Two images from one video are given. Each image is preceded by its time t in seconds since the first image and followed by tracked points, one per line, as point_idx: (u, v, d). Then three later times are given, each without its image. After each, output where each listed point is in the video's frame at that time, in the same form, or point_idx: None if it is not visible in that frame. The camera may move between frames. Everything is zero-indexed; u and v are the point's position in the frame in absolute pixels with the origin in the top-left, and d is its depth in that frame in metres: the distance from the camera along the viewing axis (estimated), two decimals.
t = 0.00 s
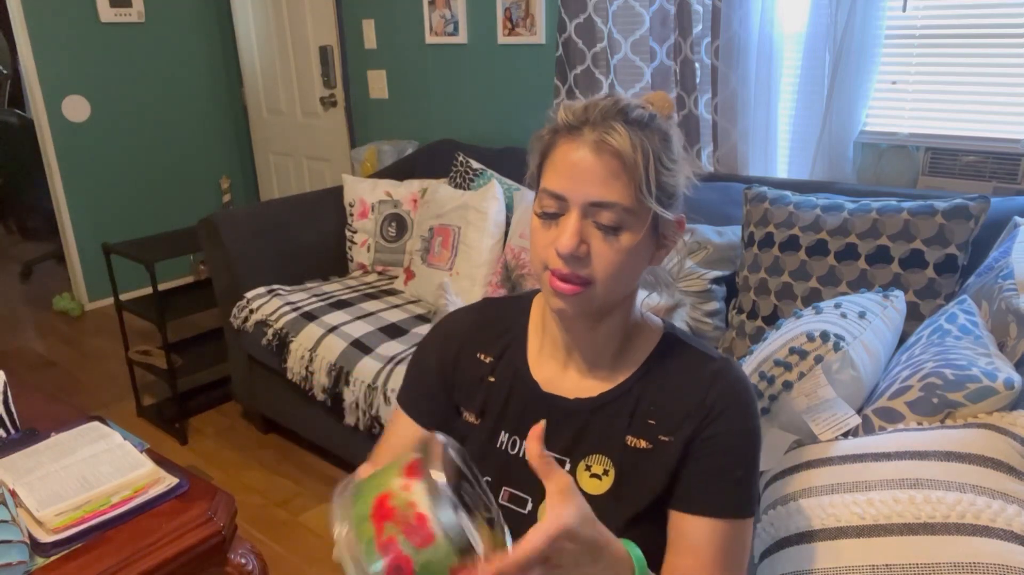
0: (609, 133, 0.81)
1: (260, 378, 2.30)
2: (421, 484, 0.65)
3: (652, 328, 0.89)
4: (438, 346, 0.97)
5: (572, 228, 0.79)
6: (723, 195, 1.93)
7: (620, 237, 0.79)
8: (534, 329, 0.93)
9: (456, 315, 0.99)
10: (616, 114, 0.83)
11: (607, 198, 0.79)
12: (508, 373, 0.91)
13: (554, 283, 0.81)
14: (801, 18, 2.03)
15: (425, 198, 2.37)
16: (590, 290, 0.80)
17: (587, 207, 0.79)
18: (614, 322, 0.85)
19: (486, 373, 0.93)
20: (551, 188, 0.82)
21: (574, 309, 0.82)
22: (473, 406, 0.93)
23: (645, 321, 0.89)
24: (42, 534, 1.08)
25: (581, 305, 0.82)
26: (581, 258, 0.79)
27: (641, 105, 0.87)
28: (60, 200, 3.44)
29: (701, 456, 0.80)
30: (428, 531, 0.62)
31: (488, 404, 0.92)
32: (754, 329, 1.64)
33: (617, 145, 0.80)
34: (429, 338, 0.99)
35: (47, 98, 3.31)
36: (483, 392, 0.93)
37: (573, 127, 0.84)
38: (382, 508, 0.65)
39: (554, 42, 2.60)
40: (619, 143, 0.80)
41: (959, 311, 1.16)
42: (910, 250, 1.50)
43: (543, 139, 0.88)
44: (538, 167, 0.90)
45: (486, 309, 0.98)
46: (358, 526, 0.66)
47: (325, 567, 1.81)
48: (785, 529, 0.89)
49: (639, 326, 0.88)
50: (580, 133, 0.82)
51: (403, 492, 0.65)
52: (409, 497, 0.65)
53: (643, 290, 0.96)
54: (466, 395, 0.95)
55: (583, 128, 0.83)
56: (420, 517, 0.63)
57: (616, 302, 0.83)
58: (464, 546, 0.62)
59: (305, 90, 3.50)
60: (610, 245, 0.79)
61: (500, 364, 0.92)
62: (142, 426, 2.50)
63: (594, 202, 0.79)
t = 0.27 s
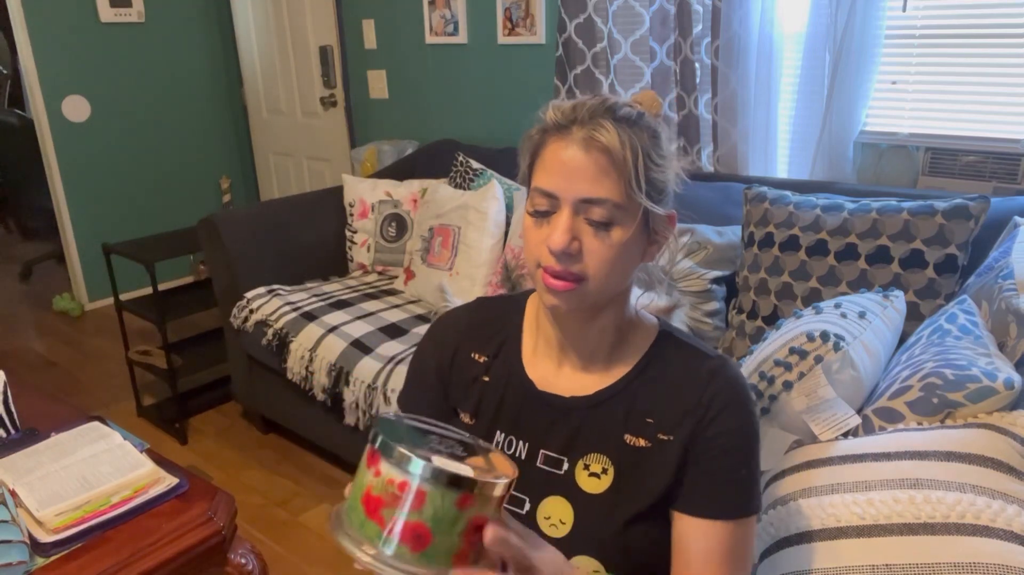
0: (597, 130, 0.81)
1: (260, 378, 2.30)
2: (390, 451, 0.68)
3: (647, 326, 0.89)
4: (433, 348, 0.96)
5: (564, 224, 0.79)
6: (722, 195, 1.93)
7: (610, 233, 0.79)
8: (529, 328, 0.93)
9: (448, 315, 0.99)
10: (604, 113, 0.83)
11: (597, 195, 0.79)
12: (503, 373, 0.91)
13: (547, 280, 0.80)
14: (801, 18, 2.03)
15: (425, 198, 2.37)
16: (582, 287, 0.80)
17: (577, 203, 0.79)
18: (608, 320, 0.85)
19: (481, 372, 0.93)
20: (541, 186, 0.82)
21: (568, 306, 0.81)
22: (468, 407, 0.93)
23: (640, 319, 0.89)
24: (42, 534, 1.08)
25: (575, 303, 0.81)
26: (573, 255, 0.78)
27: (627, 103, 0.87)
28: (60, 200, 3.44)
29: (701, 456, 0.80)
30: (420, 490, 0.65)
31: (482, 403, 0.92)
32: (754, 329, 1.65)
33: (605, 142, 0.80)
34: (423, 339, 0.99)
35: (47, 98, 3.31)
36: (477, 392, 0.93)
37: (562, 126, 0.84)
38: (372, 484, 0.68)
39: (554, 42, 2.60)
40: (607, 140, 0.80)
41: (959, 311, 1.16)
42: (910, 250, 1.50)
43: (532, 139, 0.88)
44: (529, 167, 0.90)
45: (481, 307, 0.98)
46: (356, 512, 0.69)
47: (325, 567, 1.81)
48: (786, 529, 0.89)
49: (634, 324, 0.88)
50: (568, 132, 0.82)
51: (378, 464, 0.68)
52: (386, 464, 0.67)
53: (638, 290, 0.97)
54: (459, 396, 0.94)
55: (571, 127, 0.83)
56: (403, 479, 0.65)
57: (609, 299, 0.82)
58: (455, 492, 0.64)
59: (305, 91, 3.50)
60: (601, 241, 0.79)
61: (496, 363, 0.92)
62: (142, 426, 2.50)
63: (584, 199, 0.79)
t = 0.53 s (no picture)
0: (596, 129, 0.81)
1: (260, 378, 2.30)
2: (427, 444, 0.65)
3: (643, 326, 0.89)
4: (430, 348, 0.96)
5: (562, 222, 0.79)
6: (723, 195, 1.93)
7: (609, 231, 0.79)
8: (526, 328, 0.93)
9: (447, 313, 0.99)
10: (601, 112, 0.83)
11: (595, 192, 0.79)
12: (498, 373, 0.91)
13: (544, 276, 0.80)
14: (801, 18, 2.02)
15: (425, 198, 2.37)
16: (581, 283, 0.80)
17: (575, 201, 0.79)
18: (605, 318, 0.85)
19: (478, 369, 0.93)
20: (540, 184, 0.82)
21: (566, 303, 0.81)
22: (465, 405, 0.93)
23: (636, 319, 0.89)
24: (42, 534, 1.08)
25: (573, 300, 0.81)
26: (572, 252, 0.78)
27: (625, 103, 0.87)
28: (60, 200, 3.44)
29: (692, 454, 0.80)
30: (463, 485, 0.62)
31: (478, 401, 0.92)
32: (754, 329, 1.65)
33: (605, 140, 0.80)
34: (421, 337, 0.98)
35: (47, 98, 3.31)
36: (474, 390, 0.93)
37: (560, 125, 0.84)
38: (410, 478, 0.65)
39: (554, 42, 2.60)
40: (606, 137, 0.80)
41: (959, 311, 1.16)
42: (910, 250, 1.50)
43: (530, 138, 0.88)
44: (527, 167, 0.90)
45: (480, 306, 0.98)
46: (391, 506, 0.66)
47: (325, 567, 1.81)
48: (784, 529, 0.89)
49: (631, 323, 0.88)
50: (567, 130, 0.82)
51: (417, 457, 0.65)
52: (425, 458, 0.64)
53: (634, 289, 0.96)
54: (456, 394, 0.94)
55: (570, 125, 0.83)
56: (444, 475, 0.63)
57: (607, 297, 0.82)
58: (497, 484, 0.62)
59: (305, 91, 3.50)
60: (600, 239, 0.79)
61: (492, 361, 0.92)
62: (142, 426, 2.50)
63: (582, 196, 0.79)
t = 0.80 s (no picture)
0: (594, 127, 0.81)
1: (260, 378, 2.30)
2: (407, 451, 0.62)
3: (643, 324, 0.88)
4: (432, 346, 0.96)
5: (561, 220, 0.79)
6: (723, 195, 1.93)
7: (607, 228, 0.79)
8: (525, 327, 0.92)
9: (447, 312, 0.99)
10: (598, 110, 0.83)
11: (593, 189, 0.79)
12: (500, 370, 0.91)
13: (542, 274, 0.80)
14: (801, 18, 2.02)
15: (425, 198, 2.37)
16: (580, 280, 0.80)
17: (574, 198, 0.79)
18: (604, 316, 0.84)
19: (479, 367, 0.93)
20: (539, 182, 0.82)
21: (565, 300, 0.81)
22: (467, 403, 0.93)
23: (635, 318, 0.89)
24: (42, 534, 1.08)
25: (572, 297, 0.81)
26: (570, 250, 0.78)
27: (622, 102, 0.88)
28: (60, 200, 3.44)
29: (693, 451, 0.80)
30: (452, 482, 0.60)
31: (479, 400, 0.92)
32: (754, 329, 1.65)
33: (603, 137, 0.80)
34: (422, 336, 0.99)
35: (47, 98, 3.31)
36: (474, 388, 0.93)
37: (558, 124, 0.84)
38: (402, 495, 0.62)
39: (554, 42, 2.60)
40: (604, 135, 0.80)
41: (959, 311, 1.16)
42: (910, 250, 1.50)
43: (528, 138, 0.88)
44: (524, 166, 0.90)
45: (482, 304, 0.98)
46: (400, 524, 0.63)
47: (325, 567, 1.81)
48: (784, 529, 0.89)
49: (630, 322, 0.88)
50: (565, 128, 0.83)
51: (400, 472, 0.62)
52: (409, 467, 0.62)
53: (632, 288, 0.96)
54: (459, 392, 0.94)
55: (568, 124, 0.83)
56: (429, 478, 0.60)
57: (606, 294, 0.82)
58: (486, 468, 0.60)
59: (305, 91, 3.50)
60: (598, 236, 0.79)
61: (492, 359, 0.92)
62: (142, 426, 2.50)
63: (580, 194, 0.79)
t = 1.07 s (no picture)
0: (592, 116, 0.82)
1: (260, 378, 2.30)
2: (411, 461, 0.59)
3: (642, 325, 0.88)
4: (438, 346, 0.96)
5: (564, 205, 0.79)
6: (723, 195, 1.93)
7: (610, 210, 0.79)
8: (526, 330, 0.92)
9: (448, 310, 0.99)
10: (594, 102, 0.84)
11: (594, 173, 0.79)
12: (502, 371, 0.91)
13: (545, 264, 0.79)
14: (801, 18, 2.02)
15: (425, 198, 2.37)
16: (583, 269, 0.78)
17: (576, 182, 0.80)
18: (604, 312, 0.84)
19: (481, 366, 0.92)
20: (538, 170, 0.82)
21: (569, 291, 0.79)
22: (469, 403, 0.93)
23: (635, 318, 0.89)
24: (42, 534, 1.08)
25: (575, 290, 0.80)
26: (573, 236, 0.78)
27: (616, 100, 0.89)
28: (60, 200, 3.44)
29: (688, 454, 0.80)
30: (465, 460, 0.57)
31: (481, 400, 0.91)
32: (754, 329, 1.65)
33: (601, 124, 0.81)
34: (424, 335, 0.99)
35: (47, 99, 3.31)
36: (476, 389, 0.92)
37: (556, 116, 0.85)
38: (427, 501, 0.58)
39: (554, 42, 2.60)
40: (602, 121, 0.81)
41: (959, 311, 1.16)
42: (910, 250, 1.50)
43: (525, 132, 0.89)
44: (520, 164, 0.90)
45: (484, 300, 0.98)
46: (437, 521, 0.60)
47: (325, 567, 1.81)
48: (784, 530, 0.89)
49: (629, 320, 0.88)
50: (563, 119, 0.83)
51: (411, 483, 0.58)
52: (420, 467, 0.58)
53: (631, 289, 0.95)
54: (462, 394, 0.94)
55: (564, 116, 0.84)
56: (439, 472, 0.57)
57: (607, 287, 0.81)
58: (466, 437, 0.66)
59: (305, 90, 3.50)
60: (601, 220, 0.79)
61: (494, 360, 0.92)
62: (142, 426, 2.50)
63: (582, 177, 0.79)
